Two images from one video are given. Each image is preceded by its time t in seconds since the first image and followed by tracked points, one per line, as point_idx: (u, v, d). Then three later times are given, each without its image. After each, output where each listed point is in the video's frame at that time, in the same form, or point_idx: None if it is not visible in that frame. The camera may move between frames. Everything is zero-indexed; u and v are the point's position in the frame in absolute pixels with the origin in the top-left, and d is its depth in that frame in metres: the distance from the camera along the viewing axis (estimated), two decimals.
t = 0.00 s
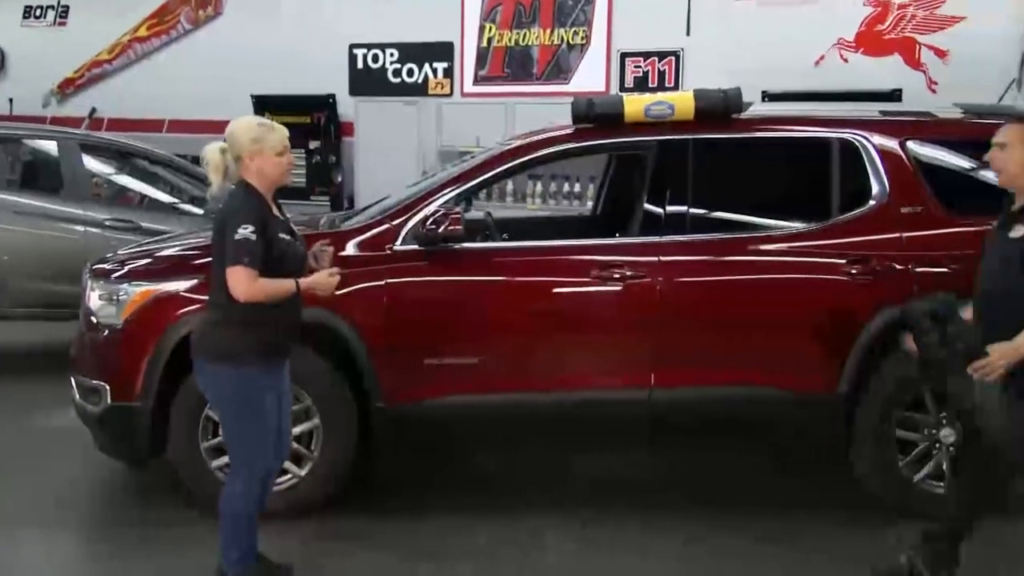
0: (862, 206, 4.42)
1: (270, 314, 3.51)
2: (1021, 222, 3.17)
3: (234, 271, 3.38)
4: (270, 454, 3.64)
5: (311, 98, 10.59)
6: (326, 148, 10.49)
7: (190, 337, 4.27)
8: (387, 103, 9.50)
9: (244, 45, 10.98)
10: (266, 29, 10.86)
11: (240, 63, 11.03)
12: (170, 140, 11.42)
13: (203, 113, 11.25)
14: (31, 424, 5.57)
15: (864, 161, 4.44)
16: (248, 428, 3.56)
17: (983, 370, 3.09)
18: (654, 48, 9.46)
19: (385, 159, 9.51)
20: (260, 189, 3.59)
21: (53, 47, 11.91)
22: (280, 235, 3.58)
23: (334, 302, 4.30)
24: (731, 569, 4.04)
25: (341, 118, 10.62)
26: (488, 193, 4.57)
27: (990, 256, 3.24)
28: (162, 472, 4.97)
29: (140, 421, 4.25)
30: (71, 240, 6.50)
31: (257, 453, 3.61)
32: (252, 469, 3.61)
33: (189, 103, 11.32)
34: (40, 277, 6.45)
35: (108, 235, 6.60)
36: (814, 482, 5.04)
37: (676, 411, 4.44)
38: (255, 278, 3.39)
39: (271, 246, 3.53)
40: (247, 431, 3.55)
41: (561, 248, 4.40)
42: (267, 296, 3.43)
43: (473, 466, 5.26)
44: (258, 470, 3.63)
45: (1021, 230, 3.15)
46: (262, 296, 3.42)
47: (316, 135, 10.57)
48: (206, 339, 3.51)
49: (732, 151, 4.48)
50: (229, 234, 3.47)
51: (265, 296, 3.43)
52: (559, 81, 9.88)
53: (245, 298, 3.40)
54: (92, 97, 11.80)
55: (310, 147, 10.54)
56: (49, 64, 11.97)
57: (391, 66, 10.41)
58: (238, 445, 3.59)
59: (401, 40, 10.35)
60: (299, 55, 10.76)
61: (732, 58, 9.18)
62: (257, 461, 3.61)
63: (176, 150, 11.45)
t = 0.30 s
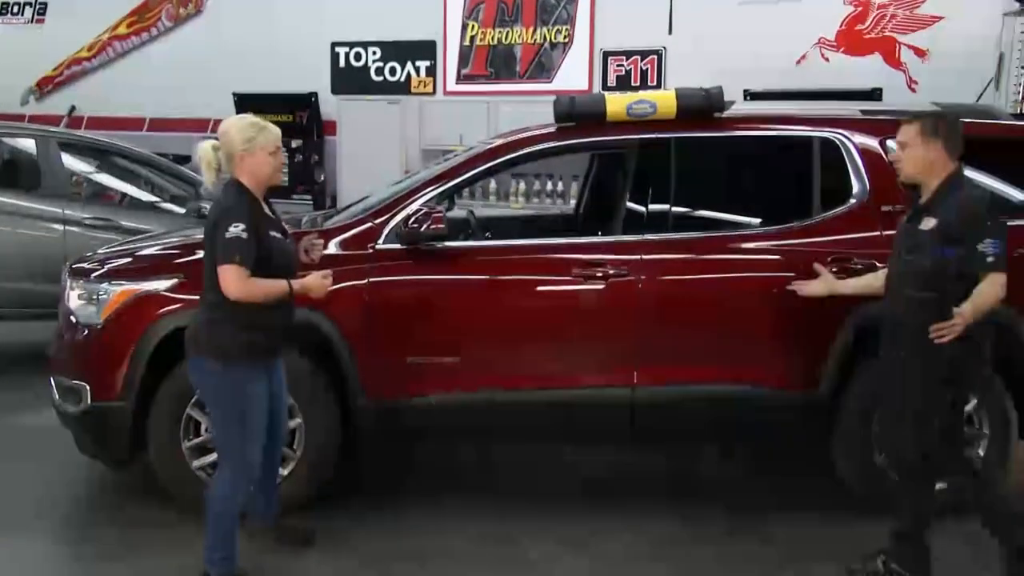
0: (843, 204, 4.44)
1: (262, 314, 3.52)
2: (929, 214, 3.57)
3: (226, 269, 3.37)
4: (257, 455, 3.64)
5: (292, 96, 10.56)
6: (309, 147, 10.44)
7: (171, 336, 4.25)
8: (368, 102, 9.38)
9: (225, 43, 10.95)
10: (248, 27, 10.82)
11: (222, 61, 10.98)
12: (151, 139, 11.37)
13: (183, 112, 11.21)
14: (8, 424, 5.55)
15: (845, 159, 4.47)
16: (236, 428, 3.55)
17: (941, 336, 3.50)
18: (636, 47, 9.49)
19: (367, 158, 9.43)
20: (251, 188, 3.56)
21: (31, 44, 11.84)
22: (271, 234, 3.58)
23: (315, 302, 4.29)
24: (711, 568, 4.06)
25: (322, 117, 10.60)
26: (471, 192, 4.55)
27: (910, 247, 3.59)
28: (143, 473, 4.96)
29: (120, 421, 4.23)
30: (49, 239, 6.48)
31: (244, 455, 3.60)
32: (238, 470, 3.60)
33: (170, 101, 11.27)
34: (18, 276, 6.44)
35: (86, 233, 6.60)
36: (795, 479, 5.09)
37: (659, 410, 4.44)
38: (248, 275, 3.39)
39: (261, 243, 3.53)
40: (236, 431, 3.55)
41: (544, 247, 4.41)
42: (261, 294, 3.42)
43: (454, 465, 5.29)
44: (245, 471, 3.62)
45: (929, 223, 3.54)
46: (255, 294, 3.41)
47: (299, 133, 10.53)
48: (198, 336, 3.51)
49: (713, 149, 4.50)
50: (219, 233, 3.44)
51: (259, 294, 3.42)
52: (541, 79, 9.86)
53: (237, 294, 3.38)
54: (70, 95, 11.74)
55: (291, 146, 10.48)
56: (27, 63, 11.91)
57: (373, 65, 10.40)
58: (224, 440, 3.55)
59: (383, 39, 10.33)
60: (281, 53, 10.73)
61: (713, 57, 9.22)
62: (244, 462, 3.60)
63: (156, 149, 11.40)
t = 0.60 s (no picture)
0: (832, 202, 4.46)
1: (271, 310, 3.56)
2: (866, 212, 3.64)
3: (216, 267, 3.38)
4: (263, 447, 3.65)
5: (282, 94, 10.55)
6: (299, 145, 10.45)
7: (159, 334, 4.24)
8: (356, 100, 9.40)
9: (213, 41, 10.92)
10: (236, 24, 10.79)
11: (211, 59, 10.95)
12: (140, 136, 11.32)
13: (172, 109, 11.18)
14: None
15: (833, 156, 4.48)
16: (244, 418, 3.58)
17: (881, 337, 3.59)
18: (626, 45, 9.51)
19: (357, 155, 9.42)
20: (252, 192, 3.58)
21: (17, 41, 11.79)
22: (271, 233, 3.55)
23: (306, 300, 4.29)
24: (698, 567, 4.07)
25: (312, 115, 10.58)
26: (460, 189, 4.55)
27: (848, 246, 3.66)
28: (133, 471, 4.95)
29: (109, 420, 4.22)
30: (36, 237, 6.47)
31: (250, 446, 3.62)
32: (243, 460, 3.61)
33: (158, 99, 11.23)
34: (6, 275, 6.43)
35: (73, 231, 6.57)
36: (784, 476, 5.12)
37: (649, 409, 4.44)
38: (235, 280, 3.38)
39: (260, 242, 3.47)
40: (244, 420, 3.58)
41: (535, 244, 4.41)
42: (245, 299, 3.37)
43: (444, 464, 5.29)
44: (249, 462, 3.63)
45: (867, 219, 3.62)
46: (238, 299, 3.37)
47: (289, 131, 10.51)
48: (209, 330, 3.58)
49: (702, 147, 4.51)
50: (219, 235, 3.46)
51: (242, 300, 3.37)
52: (530, 78, 9.86)
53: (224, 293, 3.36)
54: (58, 93, 11.68)
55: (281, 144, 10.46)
56: (14, 60, 11.85)
57: (362, 62, 10.39)
58: (229, 440, 3.60)
59: (372, 36, 10.31)
60: (270, 50, 10.70)
61: (704, 53, 9.23)
62: (249, 454, 3.62)
63: (145, 147, 11.35)
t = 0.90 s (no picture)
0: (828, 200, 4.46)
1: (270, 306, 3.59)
2: (817, 214, 3.70)
3: (197, 230, 3.50)
4: (266, 433, 3.72)
5: (279, 92, 10.55)
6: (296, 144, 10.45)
7: (155, 333, 4.23)
8: (353, 98, 9.41)
9: (209, 39, 10.91)
10: (233, 23, 10.78)
11: (208, 58, 10.94)
12: (136, 135, 11.31)
13: (168, 108, 11.17)
14: None
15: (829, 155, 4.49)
16: (245, 406, 3.65)
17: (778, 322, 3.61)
18: (622, 43, 9.51)
19: (354, 154, 9.42)
20: (263, 185, 3.62)
21: (12, 39, 11.77)
22: (273, 225, 3.55)
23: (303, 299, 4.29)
24: (692, 567, 4.06)
25: (308, 113, 10.59)
26: (457, 188, 4.55)
27: (800, 247, 3.75)
28: (128, 470, 4.95)
29: (105, 419, 4.21)
30: (31, 236, 6.47)
31: (254, 433, 3.70)
32: (247, 446, 3.70)
33: (154, 97, 11.22)
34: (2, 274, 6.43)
35: (69, 230, 6.56)
36: (780, 475, 5.12)
37: (644, 409, 4.45)
38: (204, 255, 3.47)
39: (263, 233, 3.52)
40: (245, 408, 3.65)
41: (530, 242, 4.41)
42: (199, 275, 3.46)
43: (439, 463, 5.28)
44: (252, 448, 3.72)
45: (817, 222, 3.67)
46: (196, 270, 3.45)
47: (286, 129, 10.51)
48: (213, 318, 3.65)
49: (698, 145, 4.51)
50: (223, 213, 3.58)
51: (199, 275, 3.46)
52: (526, 77, 9.86)
53: (190, 255, 3.49)
54: (53, 91, 11.66)
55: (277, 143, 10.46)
56: (9, 59, 11.83)
57: (359, 61, 10.38)
58: (236, 426, 3.69)
59: (369, 35, 10.31)
60: (266, 48, 10.69)
61: (701, 51, 9.22)
62: (253, 441, 3.71)
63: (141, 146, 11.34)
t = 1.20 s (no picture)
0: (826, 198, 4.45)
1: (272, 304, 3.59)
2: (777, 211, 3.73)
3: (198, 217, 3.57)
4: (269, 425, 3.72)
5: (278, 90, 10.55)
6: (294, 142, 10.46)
7: (153, 331, 4.23)
8: (352, 97, 9.42)
9: (208, 37, 10.89)
10: (231, 21, 10.77)
11: (206, 56, 10.93)
12: (134, 133, 11.30)
13: (167, 106, 11.16)
14: None
15: (827, 152, 4.50)
16: (248, 398, 3.67)
17: (709, 272, 3.70)
18: (621, 41, 9.51)
19: (353, 152, 9.46)
20: (266, 180, 3.63)
21: (10, 37, 11.75)
22: (272, 219, 3.56)
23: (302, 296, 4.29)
24: (691, 566, 4.06)
25: (306, 111, 10.61)
26: (455, 186, 4.56)
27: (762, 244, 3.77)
28: (127, 468, 4.96)
29: (103, 417, 4.21)
30: (29, 234, 6.46)
31: (257, 425, 3.70)
32: (250, 438, 3.72)
33: (153, 95, 11.21)
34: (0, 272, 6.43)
35: (67, 228, 6.54)
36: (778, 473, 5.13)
37: (642, 407, 4.45)
38: (202, 241, 3.54)
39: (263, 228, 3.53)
40: (248, 400, 3.67)
41: (529, 238, 4.40)
42: (198, 263, 3.53)
43: (437, 462, 5.29)
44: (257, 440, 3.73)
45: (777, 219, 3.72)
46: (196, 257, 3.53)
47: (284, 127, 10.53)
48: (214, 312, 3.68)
49: (696, 143, 4.51)
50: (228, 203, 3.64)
51: (198, 260, 3.53)
52: (525, 75, 9.87)
53: (186, 245, 3.56)
54: (51, 89, 11.64)
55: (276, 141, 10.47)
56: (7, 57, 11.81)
57: (357, 59, 10.37)
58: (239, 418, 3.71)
59: (367, 33, 10.30)
60: (265, 46, 10.68)
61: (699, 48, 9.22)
62: (257, 432, 3.72)
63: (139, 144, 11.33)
